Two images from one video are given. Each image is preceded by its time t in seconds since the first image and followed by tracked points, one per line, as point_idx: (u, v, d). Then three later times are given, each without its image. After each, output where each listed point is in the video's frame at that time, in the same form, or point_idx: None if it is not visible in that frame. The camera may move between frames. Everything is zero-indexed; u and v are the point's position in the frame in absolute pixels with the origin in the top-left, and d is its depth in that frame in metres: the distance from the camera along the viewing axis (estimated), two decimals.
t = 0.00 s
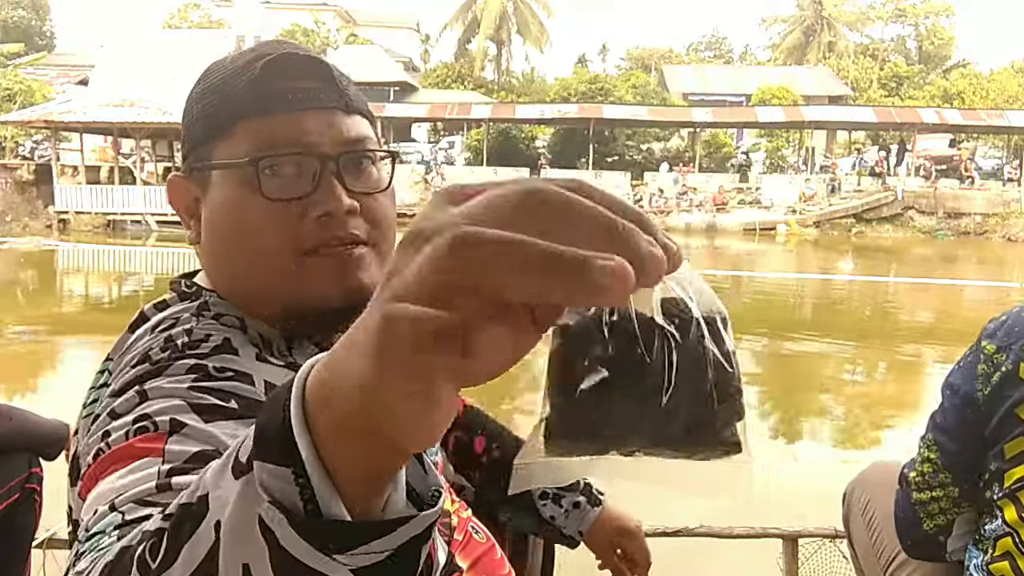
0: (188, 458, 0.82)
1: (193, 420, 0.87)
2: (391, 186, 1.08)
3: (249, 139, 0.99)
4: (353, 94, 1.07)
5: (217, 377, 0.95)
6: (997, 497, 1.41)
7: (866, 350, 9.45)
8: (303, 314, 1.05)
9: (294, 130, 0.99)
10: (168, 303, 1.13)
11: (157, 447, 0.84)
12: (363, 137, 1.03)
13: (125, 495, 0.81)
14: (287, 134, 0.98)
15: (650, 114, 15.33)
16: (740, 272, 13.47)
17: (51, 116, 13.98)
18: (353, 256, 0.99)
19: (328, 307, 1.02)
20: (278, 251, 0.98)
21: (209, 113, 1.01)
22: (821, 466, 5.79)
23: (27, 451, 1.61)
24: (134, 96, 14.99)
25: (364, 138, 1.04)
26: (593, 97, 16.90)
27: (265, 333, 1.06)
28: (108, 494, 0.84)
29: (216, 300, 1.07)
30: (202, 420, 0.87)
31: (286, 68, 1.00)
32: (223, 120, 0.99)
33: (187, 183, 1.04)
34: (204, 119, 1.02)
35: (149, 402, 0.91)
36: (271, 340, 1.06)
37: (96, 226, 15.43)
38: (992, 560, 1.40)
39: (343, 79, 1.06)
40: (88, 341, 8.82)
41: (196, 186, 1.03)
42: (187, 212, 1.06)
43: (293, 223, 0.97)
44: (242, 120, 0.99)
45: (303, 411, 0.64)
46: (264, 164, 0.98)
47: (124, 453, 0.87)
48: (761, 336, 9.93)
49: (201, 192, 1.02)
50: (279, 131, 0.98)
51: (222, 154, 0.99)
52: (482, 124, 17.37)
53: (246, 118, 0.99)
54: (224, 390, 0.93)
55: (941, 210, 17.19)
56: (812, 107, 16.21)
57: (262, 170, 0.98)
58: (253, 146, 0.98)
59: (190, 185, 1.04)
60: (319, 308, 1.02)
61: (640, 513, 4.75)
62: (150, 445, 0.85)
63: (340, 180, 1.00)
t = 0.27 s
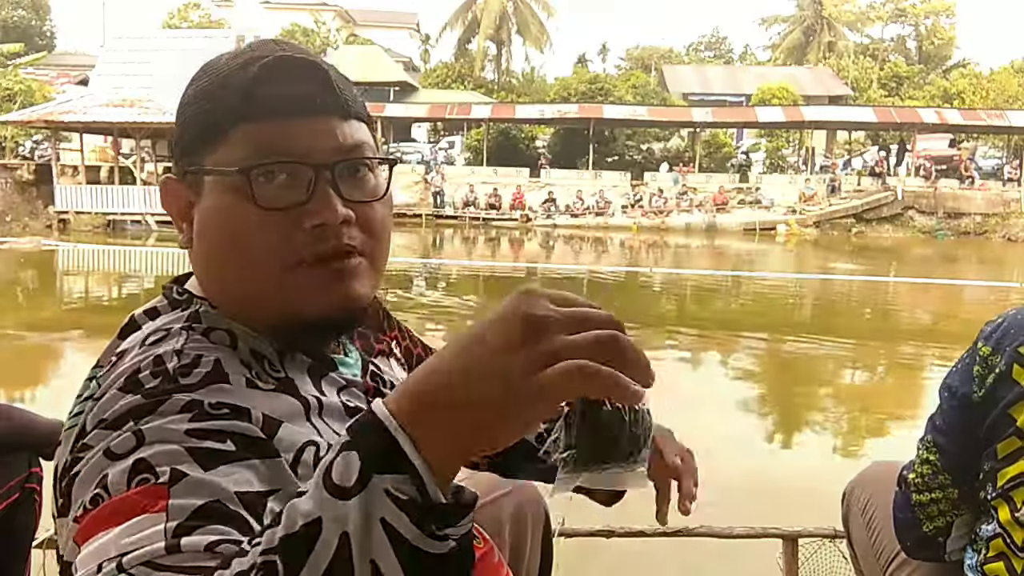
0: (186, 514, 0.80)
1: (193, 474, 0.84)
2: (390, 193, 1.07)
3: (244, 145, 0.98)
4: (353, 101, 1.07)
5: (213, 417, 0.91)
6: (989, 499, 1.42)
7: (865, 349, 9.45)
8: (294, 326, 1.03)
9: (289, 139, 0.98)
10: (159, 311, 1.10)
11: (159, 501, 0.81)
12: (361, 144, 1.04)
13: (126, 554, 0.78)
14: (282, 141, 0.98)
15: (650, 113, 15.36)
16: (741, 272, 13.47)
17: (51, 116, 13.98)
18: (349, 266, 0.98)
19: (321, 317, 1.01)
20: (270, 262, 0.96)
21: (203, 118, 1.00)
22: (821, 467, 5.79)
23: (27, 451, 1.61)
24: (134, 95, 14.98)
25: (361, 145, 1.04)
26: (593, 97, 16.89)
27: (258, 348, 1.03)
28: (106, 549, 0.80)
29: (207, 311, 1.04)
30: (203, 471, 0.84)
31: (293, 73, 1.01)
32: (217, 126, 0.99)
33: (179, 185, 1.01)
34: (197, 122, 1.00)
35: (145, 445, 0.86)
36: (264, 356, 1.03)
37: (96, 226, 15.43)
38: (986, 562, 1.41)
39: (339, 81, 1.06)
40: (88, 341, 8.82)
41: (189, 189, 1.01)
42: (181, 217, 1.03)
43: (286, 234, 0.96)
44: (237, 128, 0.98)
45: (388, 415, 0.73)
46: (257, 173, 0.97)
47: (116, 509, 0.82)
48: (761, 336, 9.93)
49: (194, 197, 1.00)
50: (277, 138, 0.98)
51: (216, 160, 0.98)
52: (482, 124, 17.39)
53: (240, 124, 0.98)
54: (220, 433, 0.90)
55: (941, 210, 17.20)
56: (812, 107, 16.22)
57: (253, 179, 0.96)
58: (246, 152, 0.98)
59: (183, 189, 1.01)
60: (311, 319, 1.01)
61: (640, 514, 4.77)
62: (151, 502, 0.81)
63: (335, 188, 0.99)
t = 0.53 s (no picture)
0: (224, 523, 0.80)
1: (220, 488, 0.83)
2: (380, 194, 1.07)
3: (230, 149, 0.96)
4: (341, 100, 1.06)
5: (223, 429, 0.88)
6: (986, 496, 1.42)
7: (865, 349, 9.46)
8: (286, 330, 1.01)
9: (276, 143, 0.97)
10: (153, 317, 1.07)
11: (190, 518, 0.79)
12: (350, 146, 1.03)
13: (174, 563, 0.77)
14: (270, 146, 0.97)
15: (650, 113, 15.37)
16: (741, 272, 13.46)
17: (51, 116, 13.97)
18: (341, 270, 0.99)
19: (312, 321, 1.00)
20: (261, 269, 0.95)
21: (188, 122, 0.98)
22: (821, 467, 5.80)
23: (28, 450, 1.62)
24: (134, 95, 14.97)
25: (350, 146, 1.03)
26: (593, 97, 16.90)
27: (254, 354, 0.99)
28: (145, 562, 0.77)
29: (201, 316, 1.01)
30: (224, 483, 0.83)
31: (283, 75, 1.00)
32: (203, 130, 0.97)
33: (168, 188, 0.99)
34: (183, 124, 0.98)
35: (161, 460, 0.82)
36: (260, 362, 1.00)
37: (96, 226, 15.42)
38: (981, 559, 1.41)
39: (326, 79, 1.04)
40: (88, 341, 8.82)
41: (177, 191, 0.98)
42: (169, 219, 1.00)
43: (276, 241, 0.95)
44: (224, 132, 0.96)
45: (447, 426, 0.83)
46: (243, 177, 0.95)
47: (150, 523, 0.79)
48: (761, 336, 9.92)
49: (181, 201, 0.98)
50: (267, 143, 0.96)
51: (202, 165, 0.96)
52: (482, 124, 17.40)
53: (226, 128, 0.96)
54: (234, 445, 0.87)
55: (941, 210, 17.20)
56: (813, 107, 16.21)
57: (240, 185, 0.95)
58: (234, 157, 0.96)
59: (170, 193, 0.99)
60: (301, 323, 1.00)
61: (640, 514, 4.78)
62: (186, 513, 0.80)
63: (324, 191, 0.99)
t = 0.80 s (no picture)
0: (237, 510, 0.76)
1: (231, 473, 0.79)
2: (396, 202, 1.05)
3: (245, 155, 0.95)
4: (359, 104, 1.03)
5: (233, 419, 0.86)
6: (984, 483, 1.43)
7: (865, 350, 9.46)
8: (299, 335, 1.00)
9: (291, 148, 0.95)
10: (162, 316, 1.08)
11: (202, 508, 0.76)
12: (367, 152, 1.01)
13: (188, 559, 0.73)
14: (285, 149, 0.95)
15: (650, 114, 15.38)
16: (741, 272, 13.47)
17: (51, 116, 13.98)
18: (356, 276, 0.98)
19: (326, 327, 0.99)
20: (275, 273, 0.95)
21: (204, 122, 0.96)
22: (821, 467, 5.80)
23: (27, 451, 1.62)
24: (134, 95, 14.97)
25: (368, 154, 1.01)
26: (594, 97, 16.91)
27: (264, 356, 0.99)
28: (162, 562, 0.75)
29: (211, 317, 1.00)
30: (235, 471, 0.80)
31: (302, 78, 0.97)
32: (219, 132, 0.95)
33: (181, 189, 0.99)
34: (197, 126, 0.97)
35: (170, 457, 0.82)
36: (271, 364, 0.99)
37: (96, 226, 15.44)
38: (980, 549, 1.42)
39: (344, 83, 1.02)
40: (88, 341, 8.82)
41: (189, 195, 0.98)
42: (181, 220, 1.01)
43: (290, 248, 0.94)
44: (240, 135, 0.95)
45: (459, 384, 0.68)
46: (260, 184, 0.94)
47: (171, 514, 0.77)
48: (761, 336, 9.92)
49: (195, 204, 0.98)
50: (281, 147, 0.95)
51: (218, 168, 0.95)
52: (482, 124, 17.42)
53: (241, 133, 0.95)
54: (246, 433, 0.85)
55: (941, 210, 17.21)
56: (813, 107, 16.22)
57: (257, 191, 0.94)
58: (249, 162, 0.95)
59: (183, 195, 0.99)
60: (315, 327, 0.99)
61: (640, 514, 4.78)
62: (197, 506, 0.77)
63: (340, 197, 0.97)
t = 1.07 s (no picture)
0: (238, 516, 0.76)
1: (234, 477, 0.79)
2: (407, 204, 1.05)
3: (258, 152, 0.95)
4: (372, 105, 1.03)
5: (239, 421, 0.86)
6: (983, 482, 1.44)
7: (865, 349, 9.47)
8: (309, 334, 1.00)
9: (304, 145, 0.95)
10: (171, 317, 1.07)
11: (203, 509, 0.76)
12: (379, 152, 1.01)
13: (187, 560, 0.73)
14: (298, 148, 0.95)
15: (650, 114, 15.39)
16: (741, 273, 13.46)
17: (51, 116, 13.97)
18: (366, 275, 0.97)
19: (336, 327, 0.99)
20: (285, 271, 0.94)
21: (218, 120, 0.96)
22: (821, 467, 5.80)
23: (27, 452, 1.62)
24: (134, 95, 14.98)
25: (379, 154, 1.01)
26: (594, 97, 16.92)
27: (273, 356, 0.99)
28: (162, 563, 0.75)
29: (220, 318, 1.00)
30: (239, 474, 0.80)
31: (318, 77, 0.97)
32: (232, 129, 0.95)
33: (192, 189, 0.99)
34: (210, 125, 0.97)
35: (175, 457, 0.81)
36: (280, 366, 0.99)
37: (96, 226, 15.44)
38: (980, 547, 1.42)
39: (356, 83, 1.01)
40: (88, 341, 8.83)
41: (201, 193, 0.98)
42: (192, 219, 1.01)
43: (301, 247, 0.94)
44: (252, 134, 0.95)
45: (473, 396, 0.69)
46: (272, 182, 0.94)
47: (167, 518, 0.78)
48: (761, 336, 9.92)
49: (206, 204, 0.98)
50: (294, 149, 0.94)
51: (231, 168, 0.95)
52: (482, 124, 17.44)
53: (254, 132, 0.95)
54: (251, 436, 0.84)
55: (941, 210, 17.21)
56: (813, 107, 16.23)
57: (269, 190, 0.94)
58: (262, 159, 0.94)
59: (195, 195, 0.99)
60: (325, 327, 0.98)
61: (640, 514, 4.79)
62: (197, 509, 0.76)
63: (351, 197, 0.97)
